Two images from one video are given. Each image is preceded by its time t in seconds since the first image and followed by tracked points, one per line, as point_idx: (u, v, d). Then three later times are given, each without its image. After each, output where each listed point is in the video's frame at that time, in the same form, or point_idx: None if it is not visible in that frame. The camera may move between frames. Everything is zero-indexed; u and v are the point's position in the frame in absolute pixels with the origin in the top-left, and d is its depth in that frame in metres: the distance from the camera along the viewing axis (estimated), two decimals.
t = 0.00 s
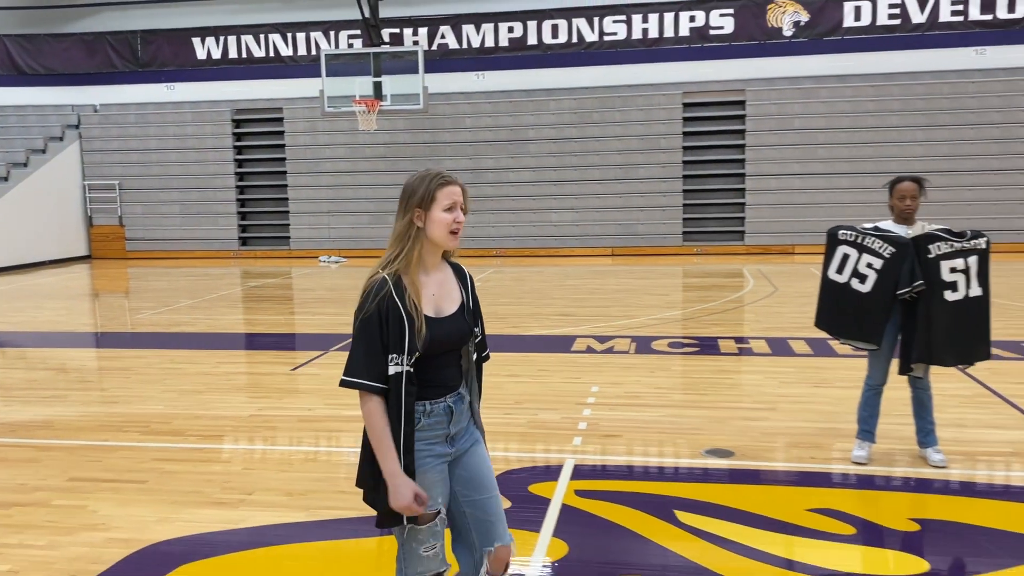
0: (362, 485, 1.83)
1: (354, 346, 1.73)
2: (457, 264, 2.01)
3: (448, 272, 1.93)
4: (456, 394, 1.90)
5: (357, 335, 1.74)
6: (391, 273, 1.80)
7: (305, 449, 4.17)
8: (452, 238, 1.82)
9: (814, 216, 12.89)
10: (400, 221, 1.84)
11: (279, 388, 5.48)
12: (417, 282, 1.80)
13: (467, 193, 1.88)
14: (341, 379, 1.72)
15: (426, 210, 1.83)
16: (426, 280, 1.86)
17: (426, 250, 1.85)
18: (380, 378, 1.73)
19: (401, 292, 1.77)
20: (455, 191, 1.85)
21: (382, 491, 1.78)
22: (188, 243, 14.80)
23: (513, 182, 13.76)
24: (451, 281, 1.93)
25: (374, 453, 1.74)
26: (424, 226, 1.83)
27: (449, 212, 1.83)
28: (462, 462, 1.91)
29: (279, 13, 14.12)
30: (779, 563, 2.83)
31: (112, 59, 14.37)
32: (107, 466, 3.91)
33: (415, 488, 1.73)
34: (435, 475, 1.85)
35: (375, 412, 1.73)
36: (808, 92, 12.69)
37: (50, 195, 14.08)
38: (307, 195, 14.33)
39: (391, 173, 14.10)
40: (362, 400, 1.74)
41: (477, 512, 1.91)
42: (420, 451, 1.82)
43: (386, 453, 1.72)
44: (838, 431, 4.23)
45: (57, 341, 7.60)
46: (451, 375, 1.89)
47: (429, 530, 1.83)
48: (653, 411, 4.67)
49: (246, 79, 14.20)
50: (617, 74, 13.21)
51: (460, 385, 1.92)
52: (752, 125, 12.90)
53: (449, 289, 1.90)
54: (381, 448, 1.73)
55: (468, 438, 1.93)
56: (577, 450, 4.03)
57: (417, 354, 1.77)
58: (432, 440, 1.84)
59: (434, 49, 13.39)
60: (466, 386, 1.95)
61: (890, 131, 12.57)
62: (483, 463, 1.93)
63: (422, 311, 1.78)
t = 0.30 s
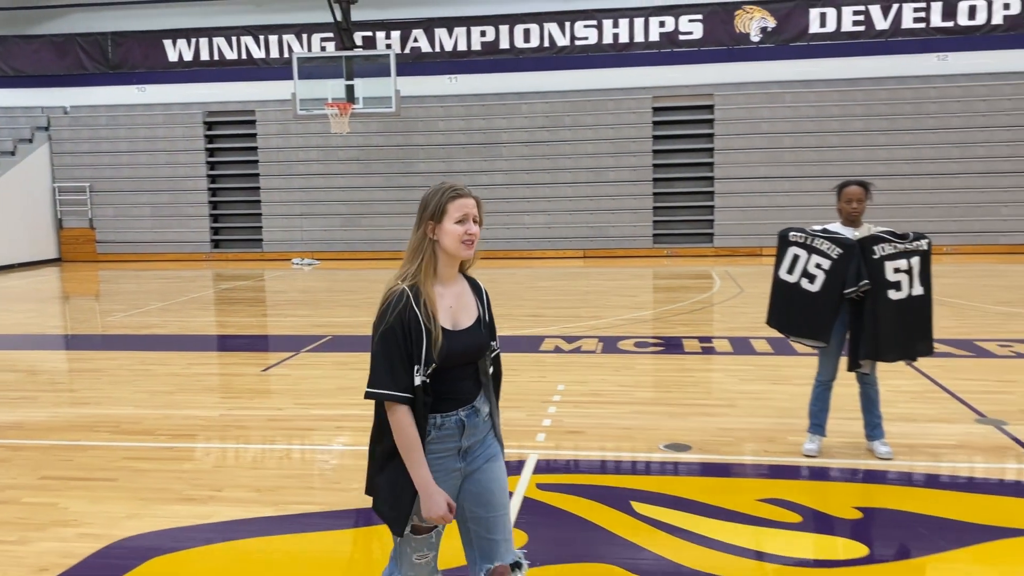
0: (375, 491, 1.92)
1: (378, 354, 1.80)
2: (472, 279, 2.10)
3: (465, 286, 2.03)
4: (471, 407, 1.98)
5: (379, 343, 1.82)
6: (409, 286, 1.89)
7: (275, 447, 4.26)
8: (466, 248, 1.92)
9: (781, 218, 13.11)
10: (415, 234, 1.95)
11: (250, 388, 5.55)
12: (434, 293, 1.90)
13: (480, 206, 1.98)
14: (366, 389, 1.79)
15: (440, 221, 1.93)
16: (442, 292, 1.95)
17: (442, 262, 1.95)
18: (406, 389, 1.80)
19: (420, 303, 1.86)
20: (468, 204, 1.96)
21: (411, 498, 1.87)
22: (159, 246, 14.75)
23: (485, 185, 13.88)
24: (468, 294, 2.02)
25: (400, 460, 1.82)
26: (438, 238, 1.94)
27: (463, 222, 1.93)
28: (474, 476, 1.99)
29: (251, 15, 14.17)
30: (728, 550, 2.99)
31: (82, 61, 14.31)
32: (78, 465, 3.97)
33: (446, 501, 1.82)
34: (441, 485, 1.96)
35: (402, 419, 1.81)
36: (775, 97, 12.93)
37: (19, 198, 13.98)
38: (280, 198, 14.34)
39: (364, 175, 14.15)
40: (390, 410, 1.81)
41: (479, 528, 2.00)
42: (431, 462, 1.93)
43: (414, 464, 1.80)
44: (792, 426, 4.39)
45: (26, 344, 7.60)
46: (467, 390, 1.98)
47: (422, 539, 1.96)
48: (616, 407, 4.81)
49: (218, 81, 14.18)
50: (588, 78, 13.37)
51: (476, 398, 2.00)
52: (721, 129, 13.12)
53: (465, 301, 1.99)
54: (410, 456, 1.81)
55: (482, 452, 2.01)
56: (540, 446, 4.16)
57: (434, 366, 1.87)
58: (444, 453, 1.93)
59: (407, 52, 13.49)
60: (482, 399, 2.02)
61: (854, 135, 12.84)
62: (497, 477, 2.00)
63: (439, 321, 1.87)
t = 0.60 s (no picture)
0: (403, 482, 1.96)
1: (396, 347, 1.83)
2: (501, 274, 2.09)
3: (491, 281, 2.02)
4: (496, 402, 1.94)
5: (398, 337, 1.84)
6: (432, 280, 1.90)
7: (248, 444, 4.35)
8: (485, 242, 1.91)
9: (754, 220, 13.30)
10: (438, 232, 1.95)
11: (224, 387, 5.62)
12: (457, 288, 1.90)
13: (500, 199, 1.96)
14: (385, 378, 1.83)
15: (459, 218, 1.93)
16: (467, 287, 1.95)
17: (465, 258, 1.95)
18: (417, 381, 1.82)
19: (441, 297, 1.87)
20: (487, 198, 1.94)
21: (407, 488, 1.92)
22: (137, 248, 14.73)
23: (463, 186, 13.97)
24: (493, 288, 2.01)
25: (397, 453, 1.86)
26: (459, 234, 1.93)
27: (479, 217, 1.91)
28: (497, 473, 1.94)
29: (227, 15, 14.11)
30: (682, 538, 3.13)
31: (58, 62, 14.22)
32: (51, 462, 4.03)
33: (420, 498, 1.85)
34: (468, 481, 1.90)
35: (406, 413, 1.85)
36: (748, 100, 13.11)
37: None
38: (258, 199, 14.36)
39: (342, 177, 14.20)
40: (399, 402, 1.86)
41: (495, 526, 1.96)
42: (455, 455, 1.88)
43: (403, 457, 1.84)
44: (753, 420, 4.53)
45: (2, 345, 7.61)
46: (493, 386, 1.94)
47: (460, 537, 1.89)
48: (584, 404, 4.93)
49: (196, 82, 14.18)
50: (565, 80, 13.48)
51: (502, 394, 1.96)
52: (695, 132, 13.30)
53: (490, 295, 1.98)
54: (403, 447, 1.85)
55: (506, 451, 1.96)
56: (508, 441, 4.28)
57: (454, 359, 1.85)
58: (468, 448, 1.89)
59: (385, 54, 13.53)
60: (509, 395, 1.98)
61: (826, 138, 13.06)
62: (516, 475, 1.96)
63: (460, 315, 1.87)
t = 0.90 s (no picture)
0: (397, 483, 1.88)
1: (384, 345, 1.76)
2: (500, 272, 1.98)
3: (490, 279, 1.91)
4: (491, 398, 1.84)
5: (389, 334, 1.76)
6: (426, 278, 1.81)
7: (219, 441, 4.41)
8: (489, 250, 1.80)
9: (728, 220, 13.47)
10: (440, 228, 1.84)
11: (198, 386, 5.67)
12: (453, 289, 1.80)
13: (510, 207, 1.86)
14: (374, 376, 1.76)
15: (466, 219, 1.82)
16: (462, 286, 1.84)
17: (464, 258, 1.85)
18: (407, 379, 1.75)
19: (436, 298, 1.78)
20: (496, 204, 1.83)
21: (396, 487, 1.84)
22: (113, 249, 14.69)
23: (441, 188, 14.04)
24: (491, 288, 1.90)
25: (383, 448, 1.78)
26: (462, 235, 1.82)
27: (488, 224, 1.80)
28: (487, 470, 1.86)
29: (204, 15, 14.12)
30: (639, 528, 3.24)
31: (34, 63, 14.19)
32: (21, 460, 4.08)
33: (405, 493, 1.77)
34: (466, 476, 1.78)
35: (394, 410, 1.77)
36: (723, 102, 13.27)
37: None
38: (235, 200, 14.37)
39: (320, 178, 14.24)
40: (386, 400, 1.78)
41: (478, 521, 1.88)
42: (451, 451, 1.78)
43: (391, 452, 1.76)
44: (715, 416, 4.65)
45: None
46: (489, 381, 1.84)
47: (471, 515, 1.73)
48: (552, 401, 5.02)
49: (173, 83, 14.17)
50: (542, 83, 13.59)
51: (497, 390, 1.86)
52: (671, 134, 13.45)
53: (486, 295, 1.87)
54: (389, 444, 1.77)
55: (500, 448, 1.87)
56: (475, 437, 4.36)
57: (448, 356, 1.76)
58: (464, 444, 1.79)
59: (363, 56, 13.56)
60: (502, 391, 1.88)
61: (799, 140, 13.26)
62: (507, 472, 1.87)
63: (455, 315, 1.77)
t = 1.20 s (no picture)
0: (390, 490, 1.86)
1: (394, 355, 1.73)
2: (494, 279, 1.99)
3: (487, 288, 1.92)
4: (493, 407, 1.88)
5: (397, 345, 1.74)
6: (433, 285, 1.79)
7: (190, 438, 4.49)
8: (495, 257, 1.82)
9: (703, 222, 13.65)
10: (446, 235, 1.84)
11: (171, 385, 5.73)
12: (459, 295, 1.80)
13: (514, 215, 1.88)
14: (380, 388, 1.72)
15: (473, 227, 1.82)
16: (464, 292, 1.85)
17: (467, 266, 1.85)
18: (417, 390, 1.73)
19: (444, 304, 1.77)
20: (503, 212, 1.85)
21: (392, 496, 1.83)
22: (91, 251, 14.66)
23: (420, 190, 14.11)
24: (489, 294, 1.92)
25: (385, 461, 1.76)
26: (469, 242, 1.83)
27: (495, 232, 1.82)
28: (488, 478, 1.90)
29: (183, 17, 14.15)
30: (594, 517, 3.36)
31: (10, 64, 14.15)
32: None
33: (402, 506, 1.76)
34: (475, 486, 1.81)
35: (398, 422, 1.75)
36: (698, 106, 13.44)
37: None
38: (214, 202, 14.39)
39: (299, 180, 14.27)
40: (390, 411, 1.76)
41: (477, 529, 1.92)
42: (462, 460, 1.79)
43: (392, 465, 1.75)
44: (677, 412, 4.77)
45: None
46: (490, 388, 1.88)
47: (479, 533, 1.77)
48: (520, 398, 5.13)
49: (151, 85, 14.17)
50: (520, 86, 13.71)
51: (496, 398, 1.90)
52: (647, 137, 13.62)
53: (487, 301, 1.89)
54: (394, 455, 1.75)
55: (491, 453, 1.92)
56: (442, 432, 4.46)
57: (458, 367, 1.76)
58: (471, 453, 1.81)
59: (342, 59, 13.65)
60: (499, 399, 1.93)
61: (773, 143, 13.44)
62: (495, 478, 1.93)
63: (466, 324, 1.78)
